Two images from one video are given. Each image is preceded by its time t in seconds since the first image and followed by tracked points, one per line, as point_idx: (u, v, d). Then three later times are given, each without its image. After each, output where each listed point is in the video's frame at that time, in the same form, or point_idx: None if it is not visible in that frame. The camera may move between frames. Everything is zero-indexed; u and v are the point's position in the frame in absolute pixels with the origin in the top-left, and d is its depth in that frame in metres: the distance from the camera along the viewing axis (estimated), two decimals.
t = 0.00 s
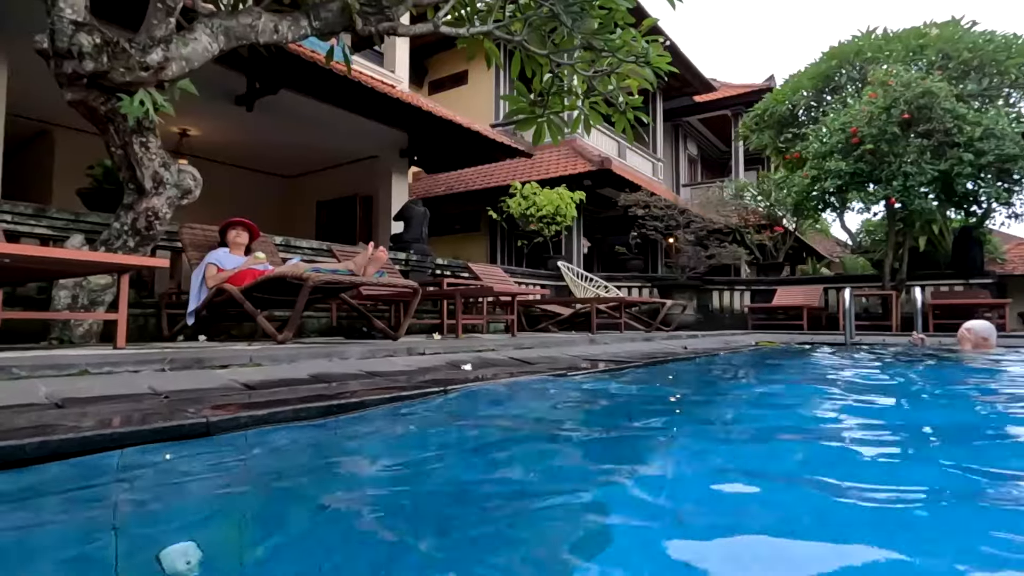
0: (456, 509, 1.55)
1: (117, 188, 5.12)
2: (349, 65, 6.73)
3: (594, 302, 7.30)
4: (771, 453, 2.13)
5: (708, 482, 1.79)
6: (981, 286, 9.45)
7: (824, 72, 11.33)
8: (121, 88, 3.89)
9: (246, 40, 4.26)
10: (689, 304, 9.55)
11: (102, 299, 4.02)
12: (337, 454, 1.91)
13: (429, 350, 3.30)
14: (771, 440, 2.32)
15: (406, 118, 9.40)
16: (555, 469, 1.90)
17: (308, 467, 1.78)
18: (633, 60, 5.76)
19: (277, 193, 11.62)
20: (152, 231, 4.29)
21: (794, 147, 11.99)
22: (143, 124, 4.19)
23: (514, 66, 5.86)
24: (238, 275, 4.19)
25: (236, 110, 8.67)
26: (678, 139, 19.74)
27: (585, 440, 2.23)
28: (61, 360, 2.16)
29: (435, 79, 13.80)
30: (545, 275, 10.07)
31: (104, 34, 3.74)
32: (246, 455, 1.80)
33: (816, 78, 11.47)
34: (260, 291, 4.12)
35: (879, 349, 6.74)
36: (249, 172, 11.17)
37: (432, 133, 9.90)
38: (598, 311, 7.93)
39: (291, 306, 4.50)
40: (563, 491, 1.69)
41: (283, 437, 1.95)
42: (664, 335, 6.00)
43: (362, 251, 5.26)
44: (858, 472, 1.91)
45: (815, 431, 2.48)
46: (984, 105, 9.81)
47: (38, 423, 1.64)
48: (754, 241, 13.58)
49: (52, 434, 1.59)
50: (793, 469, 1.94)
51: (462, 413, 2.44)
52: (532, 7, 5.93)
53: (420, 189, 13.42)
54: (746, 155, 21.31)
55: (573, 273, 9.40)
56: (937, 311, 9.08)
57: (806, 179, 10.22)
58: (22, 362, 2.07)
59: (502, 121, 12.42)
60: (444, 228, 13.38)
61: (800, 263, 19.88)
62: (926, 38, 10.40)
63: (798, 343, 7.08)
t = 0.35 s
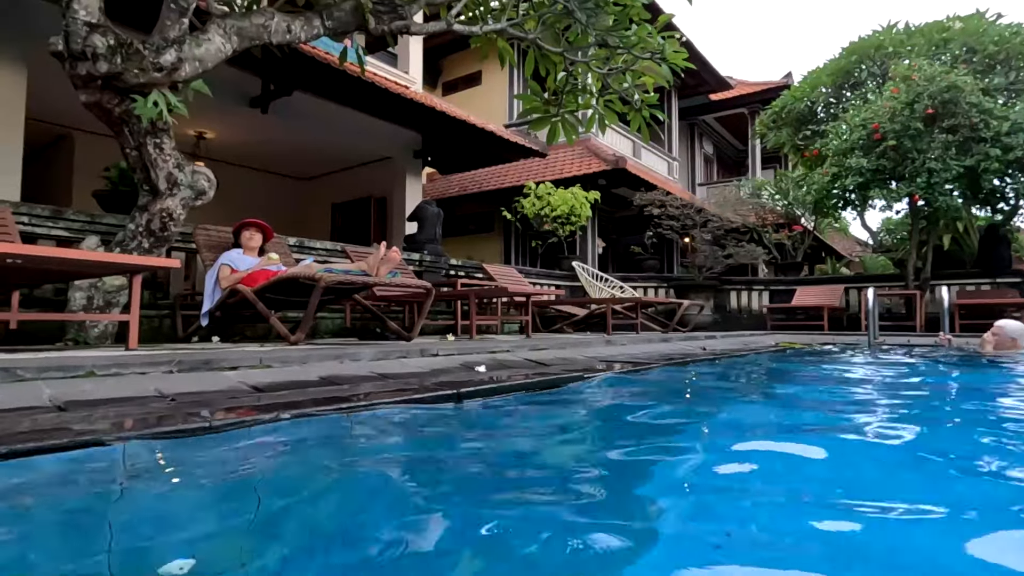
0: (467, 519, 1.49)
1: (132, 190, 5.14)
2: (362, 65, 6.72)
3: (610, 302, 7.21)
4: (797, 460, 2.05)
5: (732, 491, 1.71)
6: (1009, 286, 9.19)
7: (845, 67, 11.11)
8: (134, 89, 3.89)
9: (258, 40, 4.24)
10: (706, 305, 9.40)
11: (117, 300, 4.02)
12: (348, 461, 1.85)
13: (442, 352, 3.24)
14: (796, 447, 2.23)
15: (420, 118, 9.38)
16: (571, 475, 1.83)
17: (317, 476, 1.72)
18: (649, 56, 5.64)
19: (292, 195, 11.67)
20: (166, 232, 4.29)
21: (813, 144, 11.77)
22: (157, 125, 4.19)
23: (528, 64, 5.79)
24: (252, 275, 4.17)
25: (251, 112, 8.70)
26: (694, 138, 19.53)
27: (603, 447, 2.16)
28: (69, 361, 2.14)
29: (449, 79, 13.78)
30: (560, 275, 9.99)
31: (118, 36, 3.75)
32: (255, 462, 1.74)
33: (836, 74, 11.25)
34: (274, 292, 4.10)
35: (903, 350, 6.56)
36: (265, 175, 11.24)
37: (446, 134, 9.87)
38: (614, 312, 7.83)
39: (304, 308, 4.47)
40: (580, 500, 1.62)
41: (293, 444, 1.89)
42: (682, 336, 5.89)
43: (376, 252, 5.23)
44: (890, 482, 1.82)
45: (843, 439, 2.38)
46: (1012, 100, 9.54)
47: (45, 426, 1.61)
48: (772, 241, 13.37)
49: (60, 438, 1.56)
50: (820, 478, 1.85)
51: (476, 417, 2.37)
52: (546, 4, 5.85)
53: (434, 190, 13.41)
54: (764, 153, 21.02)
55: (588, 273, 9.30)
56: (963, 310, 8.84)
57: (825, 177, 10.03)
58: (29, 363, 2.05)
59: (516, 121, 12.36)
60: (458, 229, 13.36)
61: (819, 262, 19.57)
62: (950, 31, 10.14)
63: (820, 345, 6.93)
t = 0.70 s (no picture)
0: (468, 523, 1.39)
1: (142, 188, 5.13)
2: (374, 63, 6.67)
3: (624, 303, 7.07)
4: (816, 468, 1.93)
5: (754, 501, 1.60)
6: None
7: (866, 63, 10.84)
8: (141, 86, 3.86)
9: (267, 36, 4.18)
10: (723, 305, 9.22)
11: (124, 299, 3.99)
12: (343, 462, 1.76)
13: (449, 351, 3.15)
14: (814, 454, 2.11)
15: (433, 118, 9.32)
16: (576, 477, 1.72)
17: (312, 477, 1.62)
18: (664, 51, 5.54)
19: (306, 195, 11.68)
20: (174, 230, 4.25)
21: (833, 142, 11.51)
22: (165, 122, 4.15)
23: (540, 60, 5.68)
24: (259, 273, 4.12)
25: (265, 113, 8.71)
26: (710, 138, 19.28)
27: (612, 448, 2.05)
28: (58, 358, 2.06)
29: (462, 80, 13.73)
30: (573, 275, 9.86)
31: (125, 32, 3.72)
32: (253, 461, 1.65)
33: (856, 70, 10.99)
34: (281, 290, 4.04)
35: (930, 352, 6.34)
36: (278, 176, 11.25)
37: (460, 134, 9.81)
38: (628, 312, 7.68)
39: (312, 306, 4.41)
40: (587, 504, 1.52)
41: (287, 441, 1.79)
42: (699, 336, 5.74)
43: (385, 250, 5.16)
44: (916, 492, 1.70)
45: (866, 446, 2.25)
46: None
47: (35, 423, 1.53)
48: (791, 241, 13.11)
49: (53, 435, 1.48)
50: (841, 488, 1.74)
51: (481, 415, 2.26)
52: None
53: (447, 190, 13.35)
54: (781, 152, 20.69)
55: (602, 273, 9.17)
56: (991, 311, 8.57)
57: (846, 175, 9.79)
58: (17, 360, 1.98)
59: (530, 120, 12.27)
60: (471, 229, 13.30)
61: (839, 263, 19.21)
62: (976, 25, 9.84)
63: (842, 346, 6.73)
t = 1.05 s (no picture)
0: (485, 541, 1.32)
1: (159, 193, 5.17)
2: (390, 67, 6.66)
3: (641, 307, 6.97)
4: (846, 480, 1.84)
5: (786, 516, 1.51)
6: None
7: (889, 61, 10.62)
8: (158, 92, 3.87)
9: (283, 41, 4.18)
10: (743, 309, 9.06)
11: (140, 304, 3.99)
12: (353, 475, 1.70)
13: (464, 359, 3.09)
14: (842, 464, 2.02)
15: (449, 121, 9.31)
16: (597, 492, 1.65)
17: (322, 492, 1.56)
18: (682, 51, 5.46)
19: (322, 200, 11.74)
20: (191, 234, 4.26)
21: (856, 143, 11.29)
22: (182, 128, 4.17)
23: (557, 62, 5.63)
24: (275, 278, 4.12)
25: (282, 117, 8.75)
26: (728, 139, 19.04)
27: (632, 461, 1.97)
28: (67, 368, 2.04)
29: (477, 83, 13.72)
30: (590, 279, 9.78)
31: (143, 38, 3.74)
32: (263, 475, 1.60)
33: (879, 69, 10.76)
34: (295, 295, 4.03)
35: (958, 358, 6.17)
36: (294, 180, 11.30)
37: (476, 136, 9.80)
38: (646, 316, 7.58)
39: (327, 311, 4.39)
40: (609, 520, 1.45)
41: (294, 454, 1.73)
42: (719, 341, 5.63)
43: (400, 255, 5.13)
44: (953, 504, 1.61)
45: (896, 455, 2.16)
46: None
47: (42, 436, 1.49)
48: (811, 243, 12.89)
49: (61, 449, 1.44)
50: (876, 500, 1.65)
51: (495, 426, 2.19)
52: None
53: (463, 193, 13.34)
54: (801, 153, 20.38)
55: (619, 277, 9.07)
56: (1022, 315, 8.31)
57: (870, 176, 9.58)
58: (25, 370, 1.96)
59: (546, 122, 12.21)
60: (487, 232, 13.27)
61: (860, 266, 18.88)
62: (1004, 21, 9.59)
63: (866, 351, 6.57)
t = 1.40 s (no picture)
0: (515, 559, 1.25)
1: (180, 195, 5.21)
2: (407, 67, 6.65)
3: (661, 307, 6.88)
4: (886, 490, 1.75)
5: (829, 528, 1.43)
6: None
7: (914, 57, 10.36)
8: (179, 93, 3.89)
9: (302, 41, 4.18)
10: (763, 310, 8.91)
11: (161, 304, 4.00)
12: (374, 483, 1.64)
13: (485, 359, 3.05)
14: (880, 473, 1.93)
15: (466, 121, 9.28)
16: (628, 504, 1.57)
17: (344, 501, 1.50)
18: (703, 48, 5.36)
19: (340, 201, 11.79)
20: (211, 235, 4.27)
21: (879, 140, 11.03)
22: (202, 129, 4.19)
23: (575, 60, 5.57)
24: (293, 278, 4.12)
25: (300, 119, 8.80)
26: (746, 137, 18.79)
27: (662, 467, 1.90)
28: (87, 367, 2.03)
29: (493, 83, 13.70)
30: (607, 279, 9.70)
31: (163, 39, 3.76)
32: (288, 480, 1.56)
33: (903, 64, 10.49)
34: (314, 295, 4.02)
35: (989, 360, 5.99)
36: (313, 181, 11.37)
37: (493, 137, 9.76)
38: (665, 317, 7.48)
39: (345, 311, 4.38)
40: (644, 537, 1.36)
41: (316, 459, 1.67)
42: (741, 343, 5.52)
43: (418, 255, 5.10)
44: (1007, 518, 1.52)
45: (939, 463, 2.05)
46: None
47: (63, 435, 1.47)
48: (833, 242, 12.66)
49: (85, 449, 1.42)
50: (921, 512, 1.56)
51: (520, 431, 2.12)
52: None
53: (479, 194, 13.32)
54: (821, 151, 20.05)
55: (637, 277, 8.97)
56: None
57: (894, 174, 9.39)
58: (46, 369, 1.95)
59: (562, 121, 12.15)
60: (503, 232, 13.24)
61: (883, 266, 18.53)
62: None
63: (893, 353, 6.41)
